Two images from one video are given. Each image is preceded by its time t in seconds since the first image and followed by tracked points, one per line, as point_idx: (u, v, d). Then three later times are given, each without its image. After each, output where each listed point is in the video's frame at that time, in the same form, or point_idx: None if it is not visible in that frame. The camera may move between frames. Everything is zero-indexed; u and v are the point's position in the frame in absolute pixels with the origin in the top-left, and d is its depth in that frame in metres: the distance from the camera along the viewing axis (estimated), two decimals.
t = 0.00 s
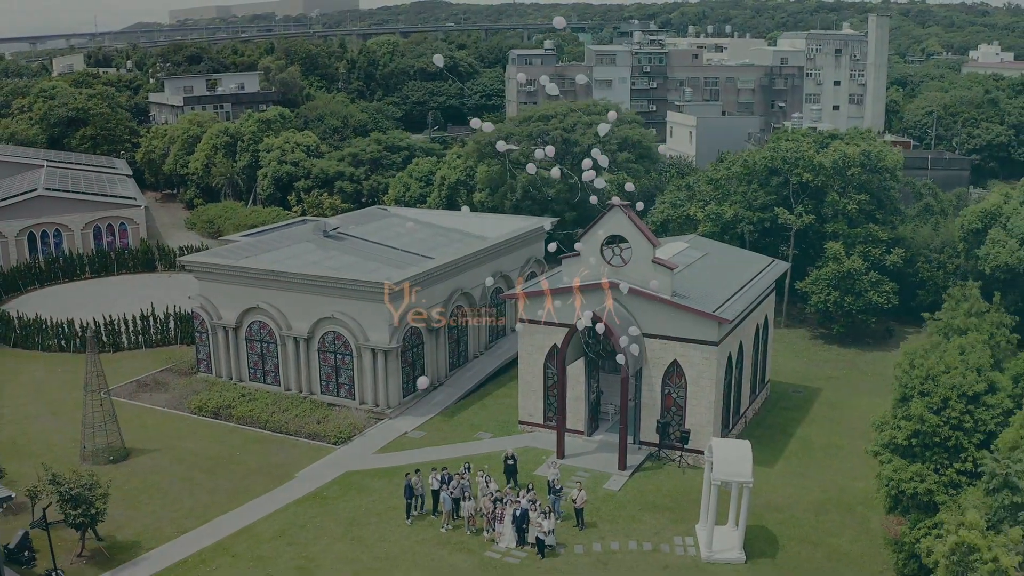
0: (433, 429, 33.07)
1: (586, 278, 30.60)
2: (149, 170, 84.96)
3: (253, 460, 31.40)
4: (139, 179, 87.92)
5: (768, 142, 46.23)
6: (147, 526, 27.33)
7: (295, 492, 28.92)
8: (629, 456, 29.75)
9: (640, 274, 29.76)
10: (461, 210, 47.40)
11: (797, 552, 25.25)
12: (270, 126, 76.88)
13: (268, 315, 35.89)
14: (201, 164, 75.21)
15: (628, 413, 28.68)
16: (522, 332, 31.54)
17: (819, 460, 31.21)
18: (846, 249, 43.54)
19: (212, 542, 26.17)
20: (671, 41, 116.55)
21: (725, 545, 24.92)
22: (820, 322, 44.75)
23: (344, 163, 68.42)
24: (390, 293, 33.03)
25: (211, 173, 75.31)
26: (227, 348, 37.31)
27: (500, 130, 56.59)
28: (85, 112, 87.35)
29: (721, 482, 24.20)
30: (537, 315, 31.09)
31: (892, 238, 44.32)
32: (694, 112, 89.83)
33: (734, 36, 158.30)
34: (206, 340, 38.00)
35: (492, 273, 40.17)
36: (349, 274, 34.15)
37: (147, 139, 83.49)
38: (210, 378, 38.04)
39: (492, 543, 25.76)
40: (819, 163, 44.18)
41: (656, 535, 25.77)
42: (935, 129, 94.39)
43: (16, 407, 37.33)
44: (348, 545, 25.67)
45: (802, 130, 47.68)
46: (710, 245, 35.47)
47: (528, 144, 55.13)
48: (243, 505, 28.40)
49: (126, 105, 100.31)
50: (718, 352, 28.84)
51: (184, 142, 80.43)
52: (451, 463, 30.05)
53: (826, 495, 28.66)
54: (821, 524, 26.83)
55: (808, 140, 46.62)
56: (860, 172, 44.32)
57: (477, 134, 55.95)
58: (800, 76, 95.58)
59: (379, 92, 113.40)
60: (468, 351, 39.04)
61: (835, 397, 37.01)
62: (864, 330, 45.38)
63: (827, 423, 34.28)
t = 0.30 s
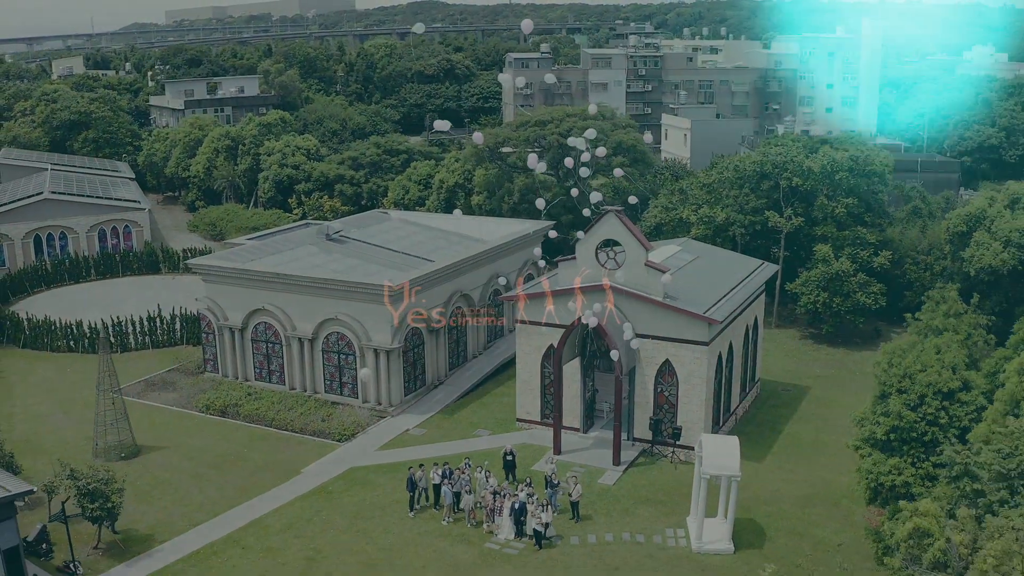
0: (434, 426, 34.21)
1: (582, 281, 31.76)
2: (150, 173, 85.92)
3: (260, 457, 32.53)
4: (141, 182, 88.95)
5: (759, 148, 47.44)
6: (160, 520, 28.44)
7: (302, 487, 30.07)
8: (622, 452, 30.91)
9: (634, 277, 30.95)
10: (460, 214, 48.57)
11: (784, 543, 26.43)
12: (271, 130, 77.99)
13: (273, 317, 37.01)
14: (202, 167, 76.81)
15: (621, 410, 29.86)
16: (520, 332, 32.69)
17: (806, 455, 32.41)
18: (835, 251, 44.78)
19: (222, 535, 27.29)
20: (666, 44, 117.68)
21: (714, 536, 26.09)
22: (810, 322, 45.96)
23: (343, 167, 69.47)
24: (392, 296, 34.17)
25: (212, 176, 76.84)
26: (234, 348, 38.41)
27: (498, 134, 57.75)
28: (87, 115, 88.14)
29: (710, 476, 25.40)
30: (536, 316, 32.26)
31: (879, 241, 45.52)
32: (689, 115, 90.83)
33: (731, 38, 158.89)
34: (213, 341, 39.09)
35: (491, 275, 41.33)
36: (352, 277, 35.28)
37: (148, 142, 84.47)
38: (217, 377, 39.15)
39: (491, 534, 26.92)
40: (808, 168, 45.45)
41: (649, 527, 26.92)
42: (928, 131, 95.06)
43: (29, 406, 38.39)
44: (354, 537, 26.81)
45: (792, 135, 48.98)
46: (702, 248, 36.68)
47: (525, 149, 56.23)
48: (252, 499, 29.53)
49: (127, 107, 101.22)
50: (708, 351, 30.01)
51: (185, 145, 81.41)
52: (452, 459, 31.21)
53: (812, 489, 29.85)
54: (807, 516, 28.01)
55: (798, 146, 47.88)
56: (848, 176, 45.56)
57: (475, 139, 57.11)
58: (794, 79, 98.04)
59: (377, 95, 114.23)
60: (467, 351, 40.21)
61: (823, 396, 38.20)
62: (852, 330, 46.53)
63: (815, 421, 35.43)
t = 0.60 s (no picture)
0: (435, 425, 35.30)
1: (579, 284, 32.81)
2: (152, 175, 86.94)
3: (267, 455, 33.58)
4: (143, 184, 90.01)
5: (752, 152, 48.59)
6: (171, 515, 29.50)
7: (308, 483, 31.14)
8: (618, 449, 32.01)
9: (629, 281, 31.98)
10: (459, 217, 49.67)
11: (772, 536, 27.53)
12: (272, 133, 79.06)
13: (278, 319, 38.06)
14: (204, 169, 77.98)
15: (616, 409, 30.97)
16: (519, 334, 33.78)
17: (796, 452, 33.53)
18: (825, 254, 45.93)
19: (232, 529, 28.34)
20: (663, 47, 118.75)
21: (706, 530, 27.18)
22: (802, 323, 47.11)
23: (344, 170, 70.52)
24: (394, 298, 35.24)
25: (214, 178, 77.89)
26: (239, 349, 39.44)
27: (496, 138, 58.86)
28: (90, 118, 89.18)
29: (701, 472, 26.50)
30: (536, 318, 33.36)
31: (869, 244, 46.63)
32: (685, 118, 91.95)
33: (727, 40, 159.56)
34: (219, 342, 40.12)
35: (490, 278, 42.42)
36: (355, 280, 36.35)
37: (151, 145, 85.51)
38: (223, 377, 40.17)
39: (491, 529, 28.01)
40: (799, 172, 46.60)
41: (643, 521, 28.01)
42: (922, 133, 96.08)
43: (40, 406, 39.42)
44: (359, 531, 27.88)
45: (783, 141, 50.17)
46: (696, 251, 37.79)
47: (523, 153, 57.33)
48: (260, 495, 30.59)
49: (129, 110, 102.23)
50: (700, 352, 31.15)
51: (188, 148, 82.47)
52: (453, 456, 32.28)
53: (800, 485, 30.97)
54: (795, 511, 29.13)
55: (790, 151, 49.05)
56: (837, 181, 46.76)
57: (474, 143, 58.21)
58: (789, 81, 98.43)
59: (376, 97, 115.21)
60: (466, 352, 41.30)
61: (813, 394, 39.34)
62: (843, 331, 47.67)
63: (804, 419, 36.55)
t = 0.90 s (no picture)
0: (437, 425, 36.37)
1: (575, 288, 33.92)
2: (154, 179, 87.91)
3: (273, 454, 34.62)
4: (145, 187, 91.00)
5: (745, 158, 49.71)
6: (182, 513, 30.54)
7: (314, 482, 32.20)
8: (613, 449, 33.10)
9: (623, 285, 33.08)
10: (458, 222, 50.75)
11: (761, 531, 28.63)
12: (274, 137, 80.08)
13: (283, 322, 39.10)
14: (206, 174, 79.07)
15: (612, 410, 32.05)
16: (518, 337, 34.85)
17: (786, 451, 34.64)
18: (816, 257, 47.05)
19: (241, 526, 29.39)
20: (660, 51, 119.81)
21: (697, 526, 28.26)
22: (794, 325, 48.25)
23: (344, 174, 71.57)
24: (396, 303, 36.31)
25: (216, 182, 78.88)
26: (245, 351, 40.46)
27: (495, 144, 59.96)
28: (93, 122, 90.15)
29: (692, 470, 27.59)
30: (533, 322, 34.43)
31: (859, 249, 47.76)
32: (681, 121, 93.06)
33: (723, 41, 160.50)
34: (225, 344, 41.15)
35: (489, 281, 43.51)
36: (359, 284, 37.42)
37: (153, 149, 86.51)
38: (229, 379, 41.19)
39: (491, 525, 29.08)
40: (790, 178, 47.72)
41: (638, 518, 29.09)
42: (915, 136, 97.13)
43: (50, 407, 40.45)
44: (364, 528, 28.95)
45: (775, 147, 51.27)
46: (689, 255, 38.94)
47: (521, 158, 58.37)
48: (267, 493, 31.64)
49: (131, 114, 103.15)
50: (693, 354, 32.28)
51: (190, 152, 83.47)
52: (453, 456, 33.35)
53: (790, 482, 32.08)
54: (783, 507, 30.24)
55: (781, 157, 50.18)
56: (828, 186, 47.88)
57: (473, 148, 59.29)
58: (785, 85, 97.86)
59: (375, 100, 116.17)
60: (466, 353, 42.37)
61: (803, 395, 40.47)
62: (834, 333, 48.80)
63: (795, 419, 37.68)
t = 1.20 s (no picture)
0: (438, 428, 37.41)
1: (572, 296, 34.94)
2: (157, 183, 88.93)
3: (279, 457, 35.66)
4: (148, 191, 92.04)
5: (738, 166, 50.72)
6: (191, 514, 31.55)
7: (319, 483, 33.23)
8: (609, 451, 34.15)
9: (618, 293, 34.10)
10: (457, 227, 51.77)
11: (751, 531, 29.68)
12: (274, 142, 81.02)
13: (287, 328, 40.10)
14: (209, 177, 80.47)
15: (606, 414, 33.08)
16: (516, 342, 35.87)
17: (777, 453, 35.68)
18: (808, 263, 48.08)
19: (249, 527, 30.40)
20: (657, 54, 120.75)
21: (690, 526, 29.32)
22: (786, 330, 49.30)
23: (344, 179, 72.51)
24: (397, 310, 37.31)
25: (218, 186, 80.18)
26: (249, 356, 41.48)
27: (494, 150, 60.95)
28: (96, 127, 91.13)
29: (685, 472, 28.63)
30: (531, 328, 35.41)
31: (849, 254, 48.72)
32: (677, 125, 94.12)
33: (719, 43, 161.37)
34: (230, 349, 42.17)
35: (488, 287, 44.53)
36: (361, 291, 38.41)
37: (155, 153, 87.52)
38: (234, 382, 42.23)
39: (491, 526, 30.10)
40: (783, 186, 48.73)
41: (632, 518, 30.12)
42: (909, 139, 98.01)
43: (60, 411, 41.47)
44: (367, 529, 29.95)
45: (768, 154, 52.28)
46: (683, 262, 40.02)
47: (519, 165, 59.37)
48: (273, 495, 32.65)
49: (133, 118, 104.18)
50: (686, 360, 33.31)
51: (192, 157, 84.47)
52: (454, 458, 34.39)
53: (780, 483, 33.13)
54: (773, 507, 31.30)
55: (774, 164, 51.18)
56: (820, 194, 48.87)
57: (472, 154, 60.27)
58: (779, 88, 98.97)
59: (375, 104, 117.14)
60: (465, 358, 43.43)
61: (795, 398, 41.49)
62: (825, 336, 49.83)
63: (787, 421, 38.73)
